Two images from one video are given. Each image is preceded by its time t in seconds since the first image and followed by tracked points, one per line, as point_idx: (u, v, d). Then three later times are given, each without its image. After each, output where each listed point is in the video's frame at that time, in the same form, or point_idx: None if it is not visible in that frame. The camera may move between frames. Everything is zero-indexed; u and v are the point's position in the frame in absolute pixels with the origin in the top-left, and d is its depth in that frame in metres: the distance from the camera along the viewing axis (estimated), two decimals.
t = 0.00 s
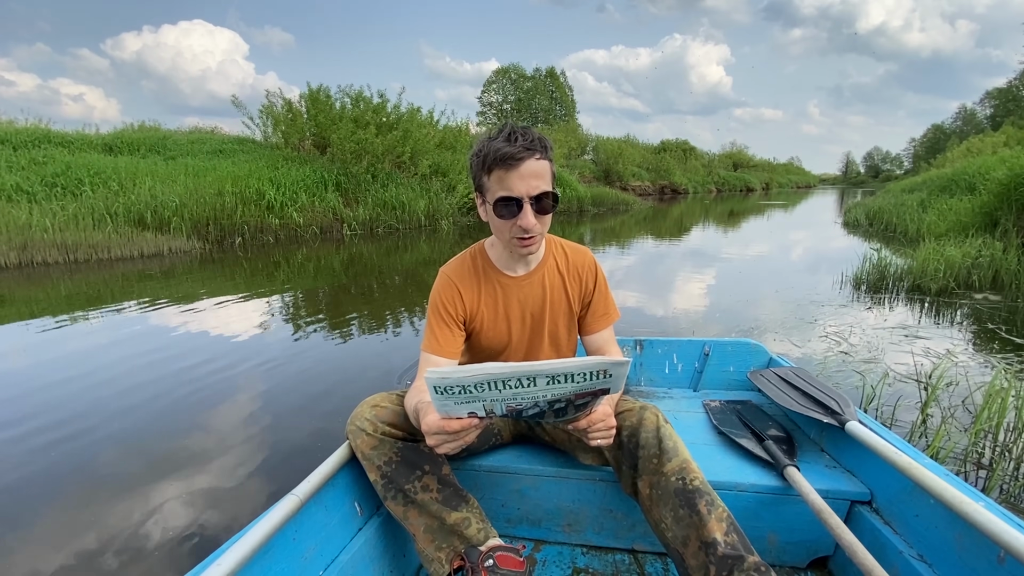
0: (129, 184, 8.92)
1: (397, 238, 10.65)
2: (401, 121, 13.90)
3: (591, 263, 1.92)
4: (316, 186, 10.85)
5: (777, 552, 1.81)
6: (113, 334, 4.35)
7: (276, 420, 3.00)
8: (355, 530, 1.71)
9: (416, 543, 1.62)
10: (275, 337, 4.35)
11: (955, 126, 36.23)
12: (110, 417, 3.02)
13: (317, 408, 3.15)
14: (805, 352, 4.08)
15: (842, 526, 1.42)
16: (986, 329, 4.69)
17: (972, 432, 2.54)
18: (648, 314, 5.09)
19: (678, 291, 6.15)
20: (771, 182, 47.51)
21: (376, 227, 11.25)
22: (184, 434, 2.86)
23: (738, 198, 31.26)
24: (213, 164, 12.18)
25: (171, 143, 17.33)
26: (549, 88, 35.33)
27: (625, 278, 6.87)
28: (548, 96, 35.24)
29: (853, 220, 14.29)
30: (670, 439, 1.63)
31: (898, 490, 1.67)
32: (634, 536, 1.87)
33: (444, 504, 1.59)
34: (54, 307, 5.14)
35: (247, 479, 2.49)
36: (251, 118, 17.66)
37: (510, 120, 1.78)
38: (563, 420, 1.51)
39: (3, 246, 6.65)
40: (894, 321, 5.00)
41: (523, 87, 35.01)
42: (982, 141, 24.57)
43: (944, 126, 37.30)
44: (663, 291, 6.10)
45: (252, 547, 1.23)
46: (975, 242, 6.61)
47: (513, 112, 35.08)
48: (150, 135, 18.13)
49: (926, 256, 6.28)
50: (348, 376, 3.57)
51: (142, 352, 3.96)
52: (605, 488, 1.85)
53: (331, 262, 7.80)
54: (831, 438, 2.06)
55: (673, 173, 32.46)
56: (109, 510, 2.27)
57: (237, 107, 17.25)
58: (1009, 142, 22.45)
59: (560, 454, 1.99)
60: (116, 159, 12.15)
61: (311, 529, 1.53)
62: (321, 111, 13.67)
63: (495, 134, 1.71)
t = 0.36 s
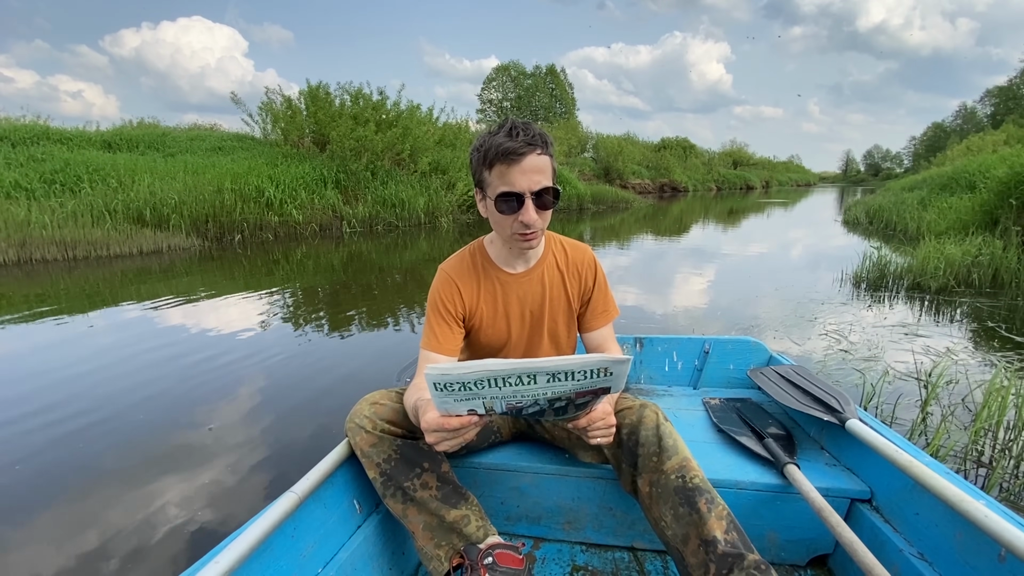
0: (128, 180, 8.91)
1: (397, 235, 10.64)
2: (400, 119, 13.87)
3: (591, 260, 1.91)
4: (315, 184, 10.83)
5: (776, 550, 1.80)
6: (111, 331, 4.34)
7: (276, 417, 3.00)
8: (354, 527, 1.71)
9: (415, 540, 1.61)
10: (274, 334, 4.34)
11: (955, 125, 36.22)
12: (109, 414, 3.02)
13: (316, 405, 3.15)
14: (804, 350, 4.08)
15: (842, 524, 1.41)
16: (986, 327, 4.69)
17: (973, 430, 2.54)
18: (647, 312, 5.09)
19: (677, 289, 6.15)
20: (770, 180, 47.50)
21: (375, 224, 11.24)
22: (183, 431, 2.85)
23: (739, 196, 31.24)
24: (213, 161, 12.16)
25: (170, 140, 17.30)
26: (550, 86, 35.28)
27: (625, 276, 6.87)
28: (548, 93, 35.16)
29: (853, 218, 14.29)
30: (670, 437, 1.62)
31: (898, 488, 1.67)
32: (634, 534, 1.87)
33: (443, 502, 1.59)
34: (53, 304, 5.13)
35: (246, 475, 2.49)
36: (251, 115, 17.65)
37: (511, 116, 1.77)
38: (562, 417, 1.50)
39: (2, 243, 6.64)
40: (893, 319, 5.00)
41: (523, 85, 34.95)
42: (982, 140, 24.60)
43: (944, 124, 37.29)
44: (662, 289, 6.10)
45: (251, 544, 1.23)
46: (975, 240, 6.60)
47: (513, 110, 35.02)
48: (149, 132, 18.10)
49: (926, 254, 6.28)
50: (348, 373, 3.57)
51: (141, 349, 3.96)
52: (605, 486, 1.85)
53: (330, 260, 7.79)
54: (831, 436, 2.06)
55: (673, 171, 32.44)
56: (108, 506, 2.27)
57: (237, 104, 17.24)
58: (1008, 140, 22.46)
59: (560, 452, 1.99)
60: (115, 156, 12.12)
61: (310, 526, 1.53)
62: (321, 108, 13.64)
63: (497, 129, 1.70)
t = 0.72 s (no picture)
0: (127, 178, 8.89)
1: (397, 234, 10.64)
2: (400, 117, 13.85)
3: (590, 258, 1.91)
4: (315, 182, 10.82)
5: (775, 548, 1.81)
6: (111, 329, 4.33)
7: (276, 415, 3.00)
8: (354, 525, 1.71)
9: (415, 538, 1.62)
10: (274, 332, 4.34)
11: (955, 123, 36.18)
12: (109, 412, 3.02)
13: (316, 403, 3.15)
14: (804, 348, 4.08)
15: (841, 522, 1.41)
16: (986, 326, 4.69)
17: (972, 429, 2.54)
18: (647, 311, 5.09)
19: (677, 288, 6.15)
20: (770, 179, 47.49)
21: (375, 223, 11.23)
22: (183, 429, 2.85)
23: (739, 195, 31.24)
24: (212, 159, 12.14)
25: (170, 138, 17.28)
26: (550, 84, 35.24)
27: (625, 275, 6.87)
28: (548, 92, 35.14)
29: (853, 217, 14.29)
30: (669, 435, 1.62)
31: (897, 486, 1.67)
32: (633, 532, 1.87)
33: (443, 500, 1.59)
34: (52, 302, 5.13)
35: (245, 473, 2.49)
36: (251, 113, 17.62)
37: (512, 114, 1.76)
38: (562, 415, 1.50)
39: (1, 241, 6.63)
40: (893, 318, 5.01)
41: (523, 83, 34.91)
42: (983, 138, 24.61)
43: (945, 123, 37.27)
44: (662, 288, 6.10)
45: (251, 541, 1.23)
46: (975, 239, 6.60)
47: (513, 108, 34.95)
48: (148, 129, 18.07)
49: (926, 253, 6.28)
50: (347, 371, 3.57)
51: (141, 347, 3.95)
52: (604, 485, 1.85)
53: (330, 258, 7.79)
54: (830, 435, 2.06)
55: (673, 170, 32.46)
56: (108, 504, 2.27)
57: (237, 102, 17.25)
58: (1009, 139, 22.48)
59: (560, 450, 1.99)
60: (115, 154, 12.10)
61: (310, 524, 1.53)
62: (321, 106, 13.62)
63: (497, 127, 1.70)
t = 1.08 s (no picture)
0: (127, 178, 8.89)
1: (397, 233, 10.64)
2: (400, 116, 13.85)
3: (590, 258, 1.91)
4: (315, 181, 10.82)
5: (775, 547, 1.81)
6: (111, 328, 4.33)
7: (276, 414, 3.00)
8: (355, 524, 1.72)
9: (415, 537, 1.62)
10: (275, 332, 4.34)
11: (956, 122, 36.16)
12: (109, 411, 3.02)
13: (316, 402, 3.15)
14: (804, 348, 4.08)
15: (841, 521, 1.41)
16: (986, 325, 4.69)
17: (972, 428, 2.54)
18: (647, 310, 5.09)
19: (677, 287, 6.14)
20: (770, 178, 47.49)
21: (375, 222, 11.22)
22: (183, 428, 2.85)
23: (739, 194, 31.24)
24: (212, 158, 12.13)
25: (170, 137, 17.27)
26: (550, 83, 35.22)
27: (625, 274, 6.86)
28: (548, 91, 35.15)
29: (854, 216, 14.28)
30: (669, 434, 1.62)
31: (896, 485, 1.67)
32: (633, 531, 1.87)
33: (443, 499, 1.60)
34: (53, 302, 5.13)
35: (245, 472, 2.49)
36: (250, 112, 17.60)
37: (510, 113, 1.76)
38: (562, 414, 1.50)
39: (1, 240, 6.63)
40: (893, 317, 5.00)
41: (523, 82, 34.89)
42: (983, 137, 24.61)
43: (945, 122, 37.24)
44: (662, 287, 6.10)
45: (252, 540, 1.23)
46: (975, 238, 6.60)
47: (513, 107, 34.93)
48: (148, 129, 18.07)
49: (926, 252, 6.27)
50: (347, 370, 3.57)
51: (141, 347, 3.95)
52: (604, 484, 1.85)
53: (330, 257, 7.79)
54: (830, 434, 2.06)
55: (673, 169, 32.46)
56: (108, 503, 2.27)
57: (237, 101, 17.23)
58: (1009, 138, 22.48)
59: (560, 449, 1.99)
60: (114, 153, 12.10)
61: (310, 523, 1.53)
62: (321, 105, 13.61)
63: (495, 126, 1.70)
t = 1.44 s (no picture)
0: (127, 178, 8.89)
1: (397, 233, 10.64)
2: (400, 116, 13.85)
3: (591, 258, 1.91)
4: (315, 181, 10.82)
5: (776, 547, 1.81)
6: (111, 328, 4.33)
7: (276, 415, 3.00)
8: (355, 525, 1.71)
9: (416, 537, 1.62)
10: (275, 332, 4.34)
11: (956, 122, 36.17)
12: (109, 411, 3.02)
13: (316, 402, 3.15)
14: (804, 348, 4.08)
15: (842, 521, 1.41)
16: (987, 325, 4.69)
17: (973, 428, 2.54)
18: (647, 310, 5.09)
19: (677, 287, 6.14)
20: (770, 178, 47.49)
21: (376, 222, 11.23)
22: (183, 428, 2.85)
23: (739, 194, 31.26)
24: (213, 158, 12.12)
25: (170, 137, 17.27)
26: (549, 82, 35.21)
27: (625, 274, 6.86)
28: (548, 91, 35.13)
29: (854, 216, 14.27)
30: (670, 434, 1.62)
31: (898, 485, 1.67)
32: (634, 531, 1.87)
33: (444, 499, 1.59)
34: (53, 302, 5.12)
35: (245, 473, 2.49)
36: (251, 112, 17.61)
37: (511, 112, 1.76)
38: (562, 414, 1.50)
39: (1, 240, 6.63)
40: (894, 317, 5.00)
41: (524, 81, 34.88)
42: (983, 137, 24.62)
43: (946, 122, 37.25)
44: (662, 287, 6.10)
45: (252, 541, 1.23)
46: (976, 238, 6.59)
47: (513, 107, 34.91)
48: (148, 129, 18.07)
49: (927, 252, 6.27)
50: (348, 370, 3.58)
51: (141, 347, 3.94)
52: (605, 484, 1.85)
53: (330, 257, 7.79)
54: (832, 434, 2.06)
55: (674, 169, 32.50)
56: (108, 504, 2.27)
57: (237, 101, 17.25)
58: (1009, 137, 22.49)
59: (560, 449, 1.99)
60: (114, 153, 12.09)
61: (311, 524, 1.53)
62: (320, 106, 13.61)
63: (497, 124, 1.70)
